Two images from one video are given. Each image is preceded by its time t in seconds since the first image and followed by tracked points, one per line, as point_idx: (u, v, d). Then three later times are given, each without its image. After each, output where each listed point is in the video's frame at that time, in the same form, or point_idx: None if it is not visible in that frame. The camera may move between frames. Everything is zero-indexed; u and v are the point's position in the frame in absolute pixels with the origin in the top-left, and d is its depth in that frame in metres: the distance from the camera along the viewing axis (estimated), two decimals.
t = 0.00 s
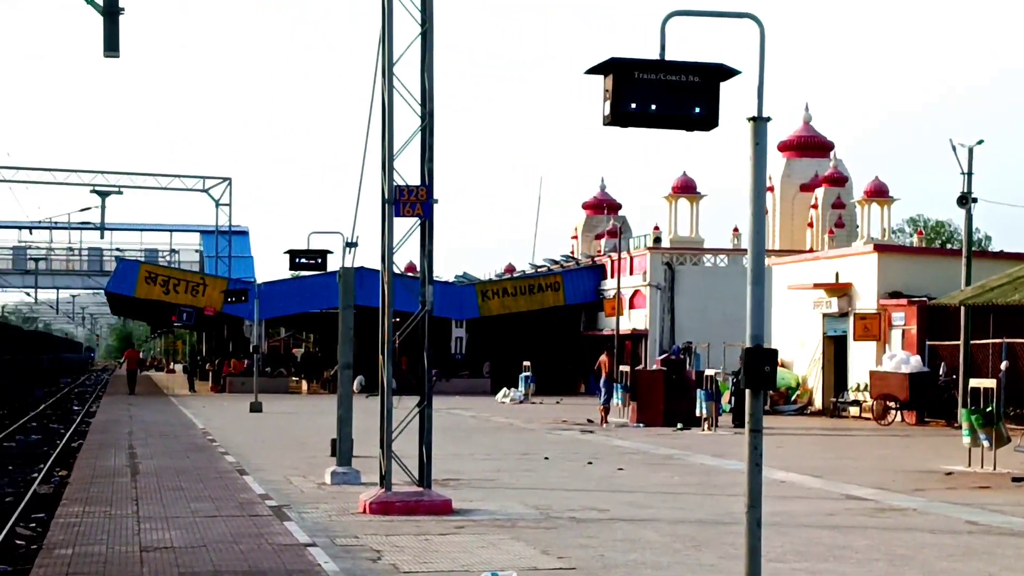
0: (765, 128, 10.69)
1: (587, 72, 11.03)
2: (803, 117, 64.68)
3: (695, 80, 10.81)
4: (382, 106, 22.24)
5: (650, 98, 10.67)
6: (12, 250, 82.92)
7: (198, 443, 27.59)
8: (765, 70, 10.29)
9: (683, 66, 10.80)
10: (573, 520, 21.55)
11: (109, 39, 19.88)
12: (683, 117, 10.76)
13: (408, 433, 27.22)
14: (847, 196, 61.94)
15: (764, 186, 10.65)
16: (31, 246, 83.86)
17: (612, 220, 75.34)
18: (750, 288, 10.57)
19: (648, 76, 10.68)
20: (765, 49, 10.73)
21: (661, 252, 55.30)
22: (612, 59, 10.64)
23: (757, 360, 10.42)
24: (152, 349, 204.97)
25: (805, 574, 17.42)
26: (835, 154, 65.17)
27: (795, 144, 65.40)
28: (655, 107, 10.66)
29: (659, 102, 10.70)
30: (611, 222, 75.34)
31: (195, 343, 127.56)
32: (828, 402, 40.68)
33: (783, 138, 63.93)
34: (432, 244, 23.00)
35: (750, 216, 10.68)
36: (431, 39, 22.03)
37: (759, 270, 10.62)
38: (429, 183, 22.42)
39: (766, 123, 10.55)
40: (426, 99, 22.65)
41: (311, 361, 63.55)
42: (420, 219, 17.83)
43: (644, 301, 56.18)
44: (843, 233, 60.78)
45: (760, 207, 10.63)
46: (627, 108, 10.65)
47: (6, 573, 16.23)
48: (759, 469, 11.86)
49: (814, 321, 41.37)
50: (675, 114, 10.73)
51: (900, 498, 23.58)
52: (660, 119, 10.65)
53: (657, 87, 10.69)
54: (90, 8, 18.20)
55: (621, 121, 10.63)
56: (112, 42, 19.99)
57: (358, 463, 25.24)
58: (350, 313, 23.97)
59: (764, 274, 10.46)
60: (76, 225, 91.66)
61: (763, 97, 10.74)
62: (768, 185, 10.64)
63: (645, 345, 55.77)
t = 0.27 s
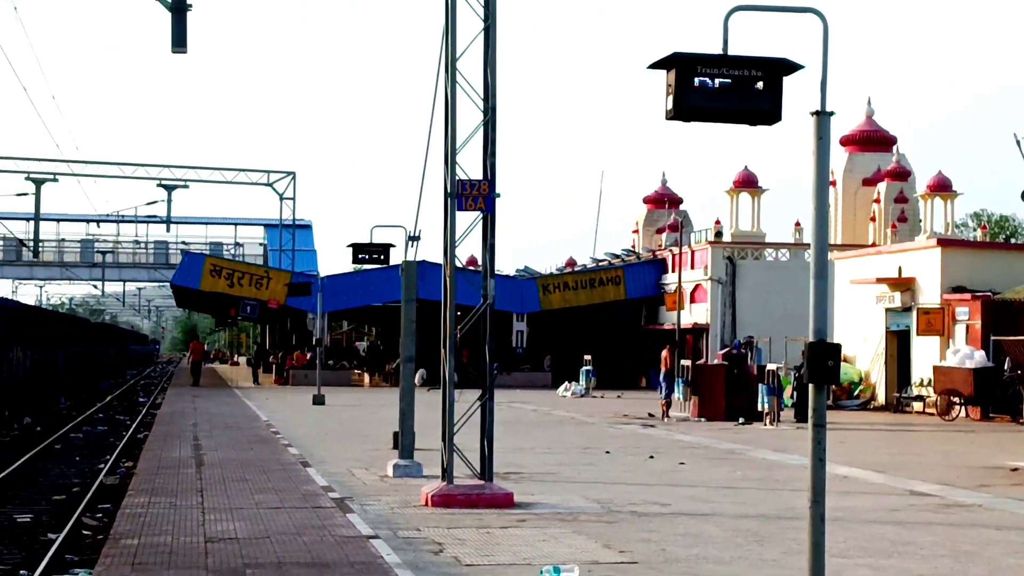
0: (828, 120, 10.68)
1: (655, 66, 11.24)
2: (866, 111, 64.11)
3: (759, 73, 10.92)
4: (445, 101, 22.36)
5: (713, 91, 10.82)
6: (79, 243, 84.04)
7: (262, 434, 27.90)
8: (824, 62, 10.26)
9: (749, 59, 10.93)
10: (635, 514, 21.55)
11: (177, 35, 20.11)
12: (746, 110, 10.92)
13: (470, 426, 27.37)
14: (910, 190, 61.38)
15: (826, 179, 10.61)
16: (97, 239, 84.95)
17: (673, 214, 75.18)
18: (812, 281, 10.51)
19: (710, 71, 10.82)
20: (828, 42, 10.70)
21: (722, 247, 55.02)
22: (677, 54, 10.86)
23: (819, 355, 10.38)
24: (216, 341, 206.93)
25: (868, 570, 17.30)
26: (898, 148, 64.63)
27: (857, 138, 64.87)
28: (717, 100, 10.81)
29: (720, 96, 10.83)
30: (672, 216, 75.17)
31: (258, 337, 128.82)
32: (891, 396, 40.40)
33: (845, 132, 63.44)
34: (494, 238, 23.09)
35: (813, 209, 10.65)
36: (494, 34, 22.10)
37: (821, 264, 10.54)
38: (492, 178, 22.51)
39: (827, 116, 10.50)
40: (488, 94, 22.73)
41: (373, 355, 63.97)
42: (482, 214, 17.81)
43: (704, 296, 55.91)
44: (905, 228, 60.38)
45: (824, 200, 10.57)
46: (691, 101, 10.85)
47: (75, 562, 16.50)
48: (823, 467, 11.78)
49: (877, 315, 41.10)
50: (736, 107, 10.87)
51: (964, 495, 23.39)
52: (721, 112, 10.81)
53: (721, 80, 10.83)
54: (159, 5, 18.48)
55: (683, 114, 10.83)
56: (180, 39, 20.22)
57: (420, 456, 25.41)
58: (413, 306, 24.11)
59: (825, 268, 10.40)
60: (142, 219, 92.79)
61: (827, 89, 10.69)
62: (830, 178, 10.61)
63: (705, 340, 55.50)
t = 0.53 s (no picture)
0: (861, 117, 10.57)
1: (684, 63, 11.14)
2: (900, 108, 63.74)
3: (789, 69, 10.86)
4: (476, 97, 22.34)
5: (745, 88, 10.72)
6: (114, 239, 84.57)
7: (293, 430, 28.00)
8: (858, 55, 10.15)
9: (779, 56, 10.85)
10: (665, 512, 21.46)
11: (210, 32, 20.18)
12: (776, 107, 10.84)
13: (500, 423, 27.35)
14: (945, 187, 61.00)
15: (859, 176, 10.49)
16: (132, 236, 85.49)
17: (706, 211, 74.99)
18: (845, 279, 10.39)
19: (742, 66, 10.72)
20: (861, 38, 10.62)
21: (754, 244, 54.70)
22: (706, 51, 10.75)
23: (853, 354, 10.25)
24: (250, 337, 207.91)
25: (902, 572, 17.15)
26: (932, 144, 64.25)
27: (891, 134, 64.52)
28: (748, 96, 10.71)
29: (753, 91, 10.73)
30: (704, 213, 74.97)
31: (290, 334, 129.26)
32: (924, 396, 40.12)
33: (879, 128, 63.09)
34: (525, 234, 23.06)
35: (847, 207, 10.54)
36: (524, 30, 22.06)
37: (854, 261, 10.42)
38: (522, 174, 22.47)
39: (861, 111, 10.37)
40: (519, 90, 22.71)
41: (406, 351, 64.08)
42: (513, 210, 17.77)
43: (736, 293, 55.67)
44: (941, 225, 60.04)
45: (856, 196, 10.47)
46: (722, 98, 10.72)
47: (109, 555, 16.58)
48: (855, 466, 11.66)
49: (911, 313, 40.85)
50: (768, 104, 10.78)
51: (998, 495, 23.18)
52: (754, 108, 10.69)
53: (751, 77, 10.72)
54: None
55: (715, 110, 10.70)
56: (213, 37, 20.30)
57: (450, 453, 25.40)
58: (444, 302, 24.10)
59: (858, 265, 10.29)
60: (176, 216, 93.32)
61: (860, 85, 10.60)
62: (863, 174, 10.49)
63: (737, 338, 55.30)
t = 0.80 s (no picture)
0: (874, 121, 10.58)
1: (699, 65, 11.18)
2: (914, 110, 63.62)
3: (804, 71, 10.86)
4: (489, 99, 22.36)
5: (758, 90, 10.74)
6: (128, 240, 84.74)
7: (304, 431, 28.05)
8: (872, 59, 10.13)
9: (793, 58, 10.86)
10: (676, 515, 21.46)
11: (225, 34, 20.21)
12: (791, 109, 10.86)
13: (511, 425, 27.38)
14: (959, 190, 60.87)
15: (873, 179, 10.49)
16: (146, 237, 85.66)
17: (719, 213, 74.96)
18: (857, 283, 10.40)
19: (755, 69, 10.75)
20: (875, 41, 10.61)
21: (766, 246, 54.59)
22: (721, 52, 10.80)
23: (864, 357, 10.25)
24: (263, 338, 208.12)
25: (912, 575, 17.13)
26: (946, 147, 64.13)
27: (905, 137, 64.41)
28: (762, 99, 10.74)
29: (766, 94, 10.73)
30: (717, 215, 74.94)
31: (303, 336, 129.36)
32: (937, 399, 40.02)
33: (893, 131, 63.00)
34: (537, 237, 23.07)
35: (860, 210, 10.54)
36: (537, 32, 22.08)
37: (867, 264, 10.42)
38: (535, 176, 22.51)
39: (874, 115, 10.38)
40: (532, 92, 22.72)
41: (418, 353, 64.14)
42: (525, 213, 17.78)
43: (749, 296, 55.58)
44: (954, 228, 59.88)
45: (870, 198, 10.48)
46: (735, 100, 10.77)
47: (122, 556, 16.63)
48: (866, 469, 11.66)
49: (924, 316, 40.77)
50: (782, 106, 10.81)
51: (1010, 499, 23.12)
52: (768, 110, 10.73)
53: (765, 79, 10.74)
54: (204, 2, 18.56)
55: (728, 112, 10.76)
56: (228, 39, 20.32)
57: (462, 455, 25.43)
58: (456, 304, 24.14)
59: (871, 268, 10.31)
60: (190, 217, 93.48)
61: (874, 88, 10.60)
62: (876, 177, 10.49)
63: (749, 340, 55.26)
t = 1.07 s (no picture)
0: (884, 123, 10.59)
1: (710, 67, 11.22)
2: (923, 113, 63.55)
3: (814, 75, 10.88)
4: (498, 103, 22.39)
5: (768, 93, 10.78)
6: (137, 243, 84.89)
7: (313, 435, 28.09)
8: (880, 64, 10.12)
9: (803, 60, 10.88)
10: (685, 518, 21.45)
11: (234, 38, 20.29)
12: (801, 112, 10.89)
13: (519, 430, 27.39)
14: (968, 193, 60.78)
15: (882, 182, 10.52)
16: (156, 240, 85.79)
17: (728, 217, 74.93)
18: (867, 286, 10.43)
19: (765, 72, 10.76)
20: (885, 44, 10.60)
21: (776, 249, 54.72)
22: (731, 55, 10.84)
23: (873, 361, 10.25)
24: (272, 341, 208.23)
25: None
26: (956, 151, 64.06)
27: (914, 140, 64.35)
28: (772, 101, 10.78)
29: (777, 99, 10.77)
30: (726, 219, 74.90)
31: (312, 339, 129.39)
32: (946, 403, 39.95)
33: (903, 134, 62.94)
34: (546, 240, 23.09)
35: (870, 213, 10.55)
36: (547, 36, 22.11)
37: (877, 267, 10.44)
38: (545, 180, 22.51)
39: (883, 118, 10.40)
40: (541, 96, 22.75)
41: (427, 356, 64.19)
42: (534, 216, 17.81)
43: (758, 299, 55.65)
44: (964, 231, 59.78)
45: (879, 202, 10.50)
46: (745, 103, 10.82)
47: (130, 559, 16.66)
48: (874, 472, 11.66)
49: (933, 320, 40.74)
50: (792, 109, 10.85)
51: (1019, 503, 23.08)
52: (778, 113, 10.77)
53: (774, 83, 10.77)
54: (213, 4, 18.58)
55: (737, 116, 10.82)
56: (237, 42, 20.41)
57: (470, 458, 25.44)
58: (465, 308, 24.18)
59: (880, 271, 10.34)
60: (200, 220, 93.60)
61: (884, 91, 10.61)
62: (886, 180, 10.52)
63: (759, 344, 55.33)
